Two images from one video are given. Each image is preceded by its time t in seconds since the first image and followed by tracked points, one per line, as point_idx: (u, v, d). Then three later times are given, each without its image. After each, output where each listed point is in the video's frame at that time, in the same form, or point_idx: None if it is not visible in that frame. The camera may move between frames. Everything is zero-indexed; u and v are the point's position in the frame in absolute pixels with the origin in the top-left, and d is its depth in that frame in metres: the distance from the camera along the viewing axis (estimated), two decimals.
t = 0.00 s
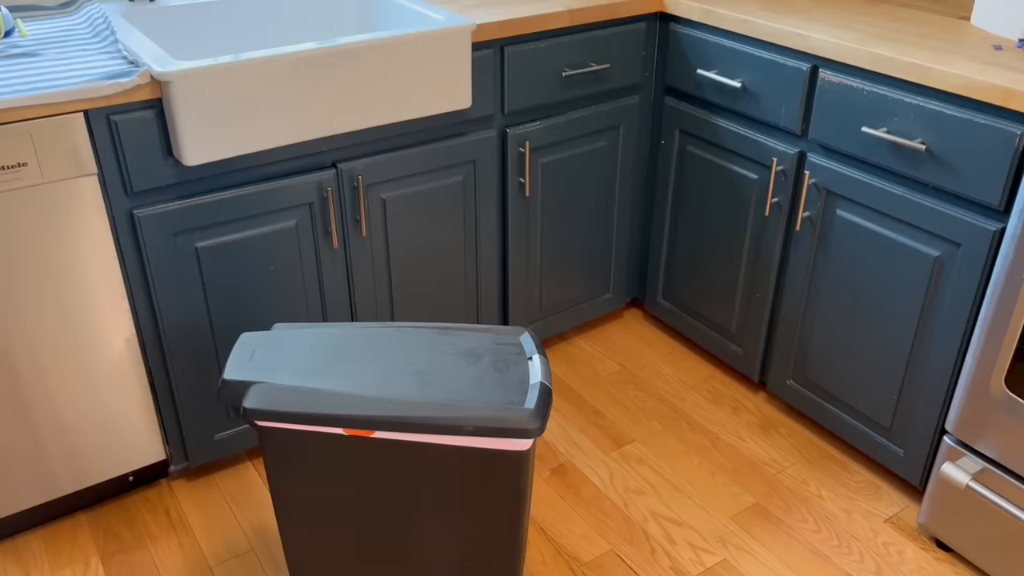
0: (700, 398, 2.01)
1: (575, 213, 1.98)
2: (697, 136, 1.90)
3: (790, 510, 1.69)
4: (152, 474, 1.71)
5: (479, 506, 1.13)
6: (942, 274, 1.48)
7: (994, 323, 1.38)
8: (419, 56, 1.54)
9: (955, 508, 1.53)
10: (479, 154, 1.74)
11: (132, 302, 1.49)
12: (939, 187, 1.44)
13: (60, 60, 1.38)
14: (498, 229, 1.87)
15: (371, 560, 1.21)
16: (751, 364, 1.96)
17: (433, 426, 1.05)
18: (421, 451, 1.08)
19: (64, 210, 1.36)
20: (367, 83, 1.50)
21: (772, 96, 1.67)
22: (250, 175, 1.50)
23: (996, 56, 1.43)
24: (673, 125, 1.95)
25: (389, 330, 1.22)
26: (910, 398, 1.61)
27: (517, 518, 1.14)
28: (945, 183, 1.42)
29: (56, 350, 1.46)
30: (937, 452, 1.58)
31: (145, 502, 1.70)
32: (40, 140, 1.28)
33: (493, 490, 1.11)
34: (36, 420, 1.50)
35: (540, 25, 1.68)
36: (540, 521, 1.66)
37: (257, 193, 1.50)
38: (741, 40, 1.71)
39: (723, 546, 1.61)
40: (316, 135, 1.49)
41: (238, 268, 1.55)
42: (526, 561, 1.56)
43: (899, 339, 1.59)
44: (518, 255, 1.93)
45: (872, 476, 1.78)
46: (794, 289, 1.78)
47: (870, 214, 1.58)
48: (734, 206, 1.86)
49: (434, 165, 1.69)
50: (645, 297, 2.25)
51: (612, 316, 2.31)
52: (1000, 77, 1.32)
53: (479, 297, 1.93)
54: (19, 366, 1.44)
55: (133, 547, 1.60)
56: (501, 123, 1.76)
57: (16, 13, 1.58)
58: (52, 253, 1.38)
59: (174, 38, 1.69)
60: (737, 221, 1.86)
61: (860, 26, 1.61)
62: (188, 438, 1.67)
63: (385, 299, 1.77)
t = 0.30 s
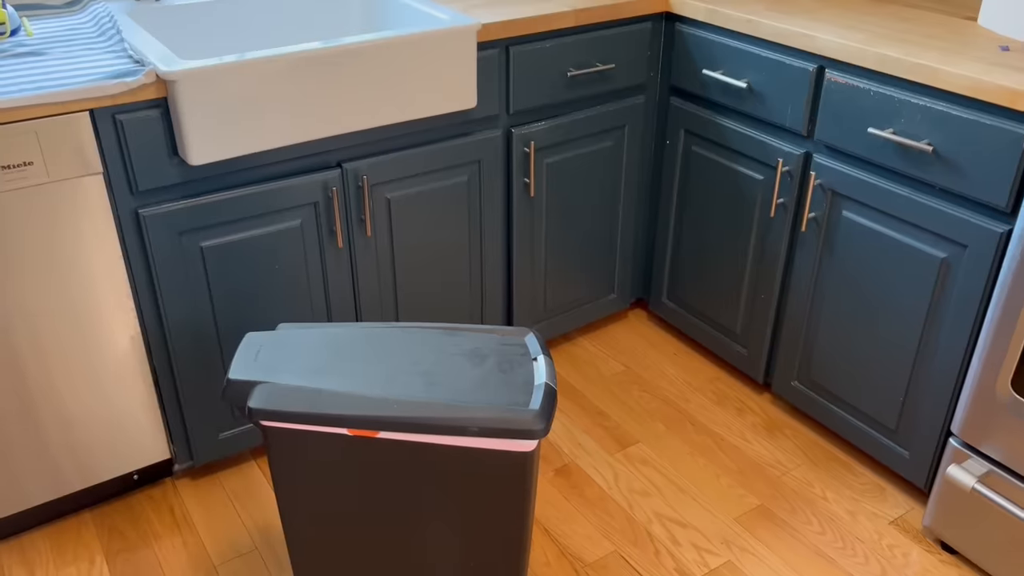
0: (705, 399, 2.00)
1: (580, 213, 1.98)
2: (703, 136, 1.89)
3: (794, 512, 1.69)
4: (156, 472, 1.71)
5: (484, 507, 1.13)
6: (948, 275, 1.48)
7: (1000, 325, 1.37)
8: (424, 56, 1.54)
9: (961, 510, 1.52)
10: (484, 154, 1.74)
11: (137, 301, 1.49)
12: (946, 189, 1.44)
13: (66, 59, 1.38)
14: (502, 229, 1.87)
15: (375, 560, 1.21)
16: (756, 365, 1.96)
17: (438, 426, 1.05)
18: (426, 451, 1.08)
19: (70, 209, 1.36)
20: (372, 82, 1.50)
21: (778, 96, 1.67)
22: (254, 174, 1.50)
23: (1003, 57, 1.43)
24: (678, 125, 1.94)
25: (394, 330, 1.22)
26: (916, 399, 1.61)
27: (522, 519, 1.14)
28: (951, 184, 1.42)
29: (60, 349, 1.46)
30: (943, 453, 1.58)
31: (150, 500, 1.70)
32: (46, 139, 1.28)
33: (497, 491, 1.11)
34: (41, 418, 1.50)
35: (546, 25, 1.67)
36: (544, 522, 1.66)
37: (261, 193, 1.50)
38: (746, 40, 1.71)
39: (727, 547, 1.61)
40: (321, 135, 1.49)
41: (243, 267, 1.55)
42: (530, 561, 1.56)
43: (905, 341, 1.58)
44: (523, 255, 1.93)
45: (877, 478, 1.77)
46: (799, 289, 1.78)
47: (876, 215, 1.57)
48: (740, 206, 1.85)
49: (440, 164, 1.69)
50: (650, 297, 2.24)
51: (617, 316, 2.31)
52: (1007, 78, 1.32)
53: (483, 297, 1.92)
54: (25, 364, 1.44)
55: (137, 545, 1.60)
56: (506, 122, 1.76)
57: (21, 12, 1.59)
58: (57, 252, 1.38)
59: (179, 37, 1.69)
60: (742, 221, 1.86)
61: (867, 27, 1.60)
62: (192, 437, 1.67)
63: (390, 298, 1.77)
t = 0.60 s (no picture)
0: (710, 400, 2.00)
1: (584, 215, 1.98)
2: (708, 138, 1.89)
3: (799, 514, 1.69)
4: (161, 473, 1.72)
5: (489, 509, 1.13)
6: (954, 278, 1.47)
7: (1007, 328, 1.37)
8: (429, 57, 1.54)
9: (966, 513, 1.52)
10: (488, 155, 1.74)
11: (143, 302, 1.50)
12: (952, 191, 1.43)
13: (73, 60, 1.38)
14: (507, 230, 1.87)
15: (380, 562, 1.21)
16: (760, 367, 1.96)
17: (444, 428, 1.05)
18: (431, 453, 1.08)
19: (76, 210, 1.36)
20: (377, 84, 1.50)
21: (783, 98, 1.67)
22: (260, 175, 1.50)
23: (1009, 59, 1.43)
24: (683, 127, 1.94)
25: (399, 331, 1.22)
26: (921, 402, 1.60)
27: (527, 521, 1.14)
28: (957, 186, 1.42)
29: (66, 349, 1.46)
30: (949, 456, 1.57)
31: (155, 501, 1.70)
32: (52, 140, 1.29)
33: (503, 493, 1.11)
34: (47, 418, 1.50)
35: (551, 27, 1.67)
36: (548, 523, 1.65)
37: (267, 194, 1.50)
38: (752, 41, 1.71)
39: (732, 549, 1.60)
40: (327, 136, 1.49)
41: (248, 268, 1.55)
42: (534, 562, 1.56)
43: (910, 343, 1.58)
44: (527, 256, 1.93)
45: (882, 480, 1.77)
46: (804, 291, 1.78)
47: (882, 217, 1.57)
48: (745, 208, 1.85)
49: (445, 166, 1.69)
50: (654, 299, 2.24)
51: (621, 317, 2.31)
52: (1014, 80, 1.31)
53: (488, 298, 1.92)
54: (31, 364, 1.44)
55: (142, 546, 1.60)
56: (511, 124, 1.76)
57: (28, 13, 1.59)
58: (63, 253, 1.39)
59: (185, 38, 1.69)
60: (747, 223, 1.86)
61: (872, 28, 1.60)
62: (197, 437, 1.67)
63: (395, 300, 1.77)
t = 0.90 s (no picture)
0: (711, 400, 2.00)
1: (587, 213, 1.98)
2: (710, 136, 1.89)
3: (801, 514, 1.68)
4: (162, 471, 1.72)
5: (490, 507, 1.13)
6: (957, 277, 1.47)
7: (1010, 327, 1.37)
8: (432, 56, 1.54)
9: (970, 513, 1.52)
10: (491, 154, 1.74)
11: (144, 300, 1.50)
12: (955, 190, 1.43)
13: (75, 59, 1.38)
14: (509, 229, 1.87)
15: (381, 560, 1.21)
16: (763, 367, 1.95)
17: (445, 426, 1.05)
18: (433, 452, 1.08)
19: (77, 208, 1.36)
20: (379, 82, 1.50)
21: (786, 97, 1.66)
22: (261, 174, 1.50)
23: (1013, 57, 1.42)
24: (686, 126, 1.94)
25: (401, 329, 1.22)
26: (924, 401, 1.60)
27: (529, 519, 1.14)
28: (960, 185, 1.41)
29: (67, 347, 1.46)
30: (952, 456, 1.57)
31: (156, 499, 1.70)
32: (54, 138, 1.29)
33: (504, 491, 1.11)
34: (48, 416, 1.50)
35: (554, 25, 1.67)
36: (550, 522, 1.65)
37: (269, 192, 1.50)
38: (754, 40, 1.70)
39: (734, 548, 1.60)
40: (329, 135, 1.49)
41: (250, 266, 1.55)
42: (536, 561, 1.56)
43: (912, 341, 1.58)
44: (529, 255, 1.93)
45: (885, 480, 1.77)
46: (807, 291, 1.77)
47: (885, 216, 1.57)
48: (748, 207, 1.84)
49: (447, 164, 1.69)
50: (656, 298, 2.24)
51: (623, 316, 2.31)
52: (1017, 79, 1.31)
53: (490, 297, 1.92)
54: (32, 362, 1.44)
55: (144, 544, 1.60)
56: (514, 122, 1.76)
57: (29, 11, 1.59)
58: (65, 251, 1.39)
59: (187, 37, 1.69)
60: (750, 222, 1.85)
61: (876, 27, 1.59)
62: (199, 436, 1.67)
63: (396, 299, 1.77)
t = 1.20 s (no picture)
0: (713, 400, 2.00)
1: (589, 213, 1.97)
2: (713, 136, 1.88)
3: (805, 514, 1.68)
4: (165, 471, 1.72)
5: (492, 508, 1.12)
6: (961, 276, 1.47)
7: (1014, 327, 1.37)
8: (435, 56, 1.54)
9: (974, 513, 1.52)
10: (493, 153, 1.74)
11: (147, 300, 1.50)
12: (959, 190, 1.43)
13: (77, 59, 1.38)
14: (512, 229, 1.87)
15: (383, 561, 1.21)
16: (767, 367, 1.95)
17: (449, 426, 1.05)
18: (436, 453, 1.08)
19: (80, 208, 1.36)
20: (381, 81, 1.50)
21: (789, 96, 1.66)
22: (264, 174, 1.49)
23: (1017, 57, 1.42)
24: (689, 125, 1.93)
25: (403, 329, 1.21)
26: (927, 402, 1.60)
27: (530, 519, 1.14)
28: (964, 185, 1.41)
29: (70, 347, 1.46)
30: (955, 457, 1.57)
31: (159, 499, 1.70)
32: (56, 138, 1.29)
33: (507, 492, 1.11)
34: (51, 416, 1.50)
35: (557, 25, 1.67)
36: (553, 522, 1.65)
37: (272, 192, 1.50)
38: (757, 39, 1.70)
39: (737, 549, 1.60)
40: (331, 135, 1.49)
41: (253, 266, 1.55)
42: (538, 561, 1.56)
43: (915, 342, 1.58)
44: (532, 255, 1.92)
45: (888, 480, 1.76)
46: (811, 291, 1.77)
47: (889, 216, 1.56)
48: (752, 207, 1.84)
49: (449, 164, 1.69)
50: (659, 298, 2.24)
51: (625, 316, 2.31)
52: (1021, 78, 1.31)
53: (492, 297, 1.92)
54: (35, 362, 1.44)
55: (146, 544, 1.60)
56: (516, 122, 1.76)
57: (32, 11, 1.59)
58: (68, 251, 1.39)
59: (190, 36, 1.69)
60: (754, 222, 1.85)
61: (879, 26, 1.59)
62: (201, 436, 1.67)
63: (399, 299, 1.77)
